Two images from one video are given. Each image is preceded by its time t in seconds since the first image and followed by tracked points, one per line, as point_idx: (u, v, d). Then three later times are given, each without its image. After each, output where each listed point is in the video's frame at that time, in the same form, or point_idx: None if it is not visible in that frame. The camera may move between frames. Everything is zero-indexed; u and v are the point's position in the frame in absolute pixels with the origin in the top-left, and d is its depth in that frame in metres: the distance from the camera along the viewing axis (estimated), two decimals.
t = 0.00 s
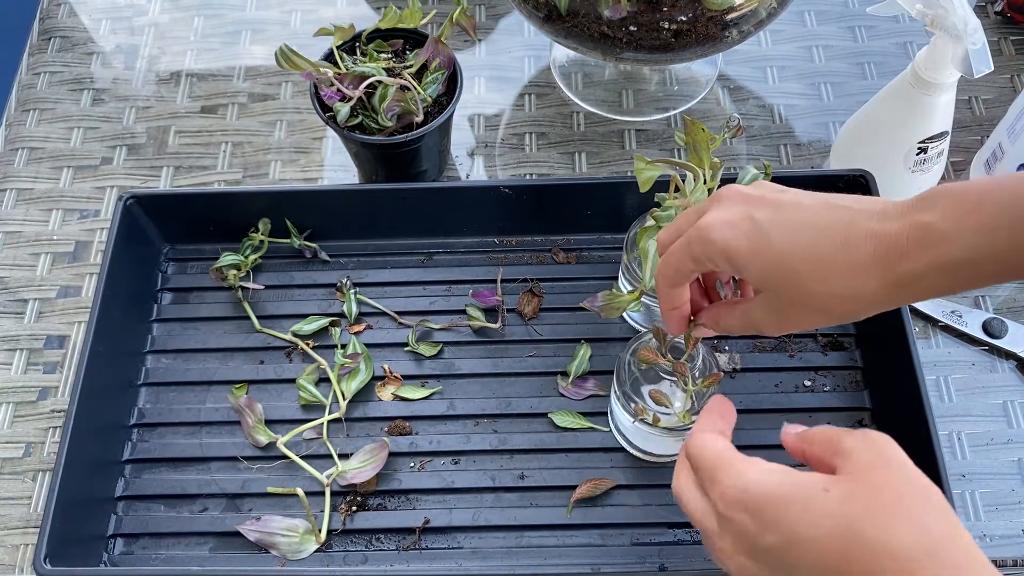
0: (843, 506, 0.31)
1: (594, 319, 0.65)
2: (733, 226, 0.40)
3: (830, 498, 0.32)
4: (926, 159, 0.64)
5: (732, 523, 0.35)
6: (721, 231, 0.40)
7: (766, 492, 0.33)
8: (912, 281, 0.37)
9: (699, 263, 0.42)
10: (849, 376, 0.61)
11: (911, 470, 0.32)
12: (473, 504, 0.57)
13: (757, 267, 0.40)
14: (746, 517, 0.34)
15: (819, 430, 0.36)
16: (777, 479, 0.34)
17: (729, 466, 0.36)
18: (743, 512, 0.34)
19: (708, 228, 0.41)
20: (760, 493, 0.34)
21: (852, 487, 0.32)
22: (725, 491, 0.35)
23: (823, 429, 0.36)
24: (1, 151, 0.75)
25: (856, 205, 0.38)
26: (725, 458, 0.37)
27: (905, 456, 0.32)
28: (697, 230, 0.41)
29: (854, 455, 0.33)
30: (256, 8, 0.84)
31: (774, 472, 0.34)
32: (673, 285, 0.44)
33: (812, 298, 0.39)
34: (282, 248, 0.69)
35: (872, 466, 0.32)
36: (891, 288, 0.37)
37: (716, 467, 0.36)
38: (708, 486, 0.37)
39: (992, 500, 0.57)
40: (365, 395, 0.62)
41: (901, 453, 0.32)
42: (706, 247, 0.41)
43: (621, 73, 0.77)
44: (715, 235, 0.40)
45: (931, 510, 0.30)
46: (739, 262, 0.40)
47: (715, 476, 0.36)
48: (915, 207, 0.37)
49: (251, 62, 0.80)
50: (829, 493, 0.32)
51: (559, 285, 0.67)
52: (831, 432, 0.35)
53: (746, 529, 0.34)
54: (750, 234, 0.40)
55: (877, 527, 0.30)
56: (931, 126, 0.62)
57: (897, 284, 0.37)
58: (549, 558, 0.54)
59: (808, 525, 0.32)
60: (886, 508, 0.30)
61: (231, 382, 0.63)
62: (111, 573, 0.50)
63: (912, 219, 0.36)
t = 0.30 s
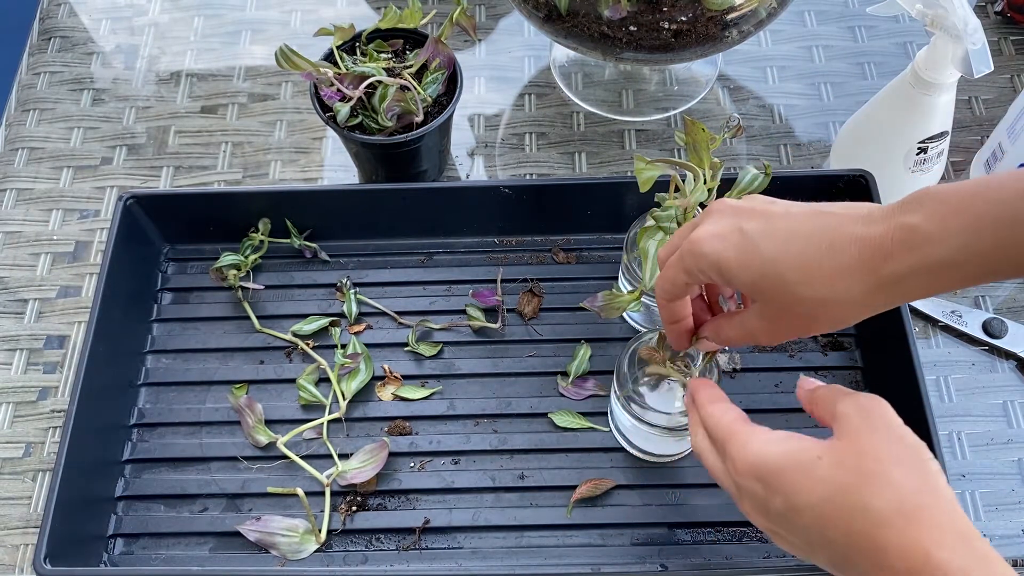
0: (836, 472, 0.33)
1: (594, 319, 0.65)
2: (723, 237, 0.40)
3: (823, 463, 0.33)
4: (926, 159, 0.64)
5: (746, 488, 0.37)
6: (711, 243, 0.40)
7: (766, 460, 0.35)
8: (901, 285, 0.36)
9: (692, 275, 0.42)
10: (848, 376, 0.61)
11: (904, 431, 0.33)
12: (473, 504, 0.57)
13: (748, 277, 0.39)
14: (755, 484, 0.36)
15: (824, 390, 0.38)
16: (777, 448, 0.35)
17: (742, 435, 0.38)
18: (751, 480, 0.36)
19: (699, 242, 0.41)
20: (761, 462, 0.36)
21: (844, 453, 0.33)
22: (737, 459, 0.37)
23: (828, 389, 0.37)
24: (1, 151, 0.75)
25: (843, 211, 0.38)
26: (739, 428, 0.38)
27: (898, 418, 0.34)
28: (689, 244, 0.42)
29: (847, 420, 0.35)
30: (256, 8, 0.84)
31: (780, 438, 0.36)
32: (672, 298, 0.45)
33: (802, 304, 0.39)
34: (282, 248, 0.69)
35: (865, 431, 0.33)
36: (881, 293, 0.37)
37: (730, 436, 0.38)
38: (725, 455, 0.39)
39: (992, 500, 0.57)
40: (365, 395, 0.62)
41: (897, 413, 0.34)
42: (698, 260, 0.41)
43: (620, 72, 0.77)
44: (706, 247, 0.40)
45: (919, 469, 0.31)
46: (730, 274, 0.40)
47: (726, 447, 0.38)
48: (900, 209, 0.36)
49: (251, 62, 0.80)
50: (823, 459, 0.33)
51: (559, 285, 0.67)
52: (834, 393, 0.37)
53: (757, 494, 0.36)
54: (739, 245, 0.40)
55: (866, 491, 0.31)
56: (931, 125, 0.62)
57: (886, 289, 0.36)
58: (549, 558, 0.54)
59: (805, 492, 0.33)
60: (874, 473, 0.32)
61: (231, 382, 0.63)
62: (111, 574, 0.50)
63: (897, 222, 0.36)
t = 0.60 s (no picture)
0: (836, 456, 0.33)
1: (594, 319, 0.65)
2: (729, 251, 0.40)
3: (824, 448, 0.33)
4: (926, 159, 0.64)
5: (747, 475, 0.37)
6: (718, 258, 0.40)
7: (769, 445, 0.36)
8: (904, 305, 0.36)
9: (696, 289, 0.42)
10: (848, 376, 0.61)
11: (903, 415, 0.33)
12: (473, 504, 0.57)
13: (753, 294, 0.39)
14: (757, 470, 0.36)
15: (826, 380, 0.38)
16: (779, 434, 0.36)
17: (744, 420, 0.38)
18: (753, 465, 0.36)
19: (705, 256, 0.40)
20: (764, 447, 0.36)
21: (846, 438, 0.33)
22: (738, 445, 0.37)
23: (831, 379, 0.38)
24: (1, 151, 0.75)
25: (847, 227, 0.38)
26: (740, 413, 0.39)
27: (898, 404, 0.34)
28: (696, 256, 0.41)
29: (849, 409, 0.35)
30: (256, 8, 0.84)
31: (783, 424, 0.37)
32: (678, 310, 0.45)
33: (806, 320, 0.39)
34: (282, 248, 0.69)
35: (866, 418, 0.34)
36: (884, 310, 0.37)
37: (732, 420, 0.39)
38: (726, 441, 0.39)
39: (992, 500, 0.57)
40: (366, 395, 0.62)
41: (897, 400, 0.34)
42: (703, 275, 0.41)
43: (621, 73, 0.77)
44: (711, 262, 0.40)
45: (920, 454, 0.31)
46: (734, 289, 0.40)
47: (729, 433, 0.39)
48: (904, 227, 0.36)
49: (251, 62, 0.80)
50: (823, 444, 0.34)
51: (559, 285, 0.67)
52: (837, 381, 0.37)
53: (759, 480, 0.36)
54: (744, 260, 0.39)
55: (869, 475, 0.31)
56: (931, 125, 0.62)
57: (890, 305, 0.36)
58: (549, 558, 0.54)
59: (806, 475, 0.33)
60: (874, 457, 0.32)
61: (231, 382, 0.63)
62: (111, 573, 0.50)
63: (900, 240, 0.36)
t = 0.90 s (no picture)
0: (864, 472, 0.32)
1: (594, 319, 0.65)
2: (751, 222, 0.39)
3: (850, 465, 0.33)
4: (927, 159, 0.64)
5: (767, 498, 0.36)
6: (740, 234, 0.39)
7: (790, 465, 0.35)
8: (949, 267, 0.34)
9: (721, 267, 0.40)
10: (848, 376, 0.61)
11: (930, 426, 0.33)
12: (473, 504, 0.57)
13: (779, 268, 0.38)
14: (778, 492, 0.35)
15: (841, 396, 0.38)
16: (799, 454, 0.35)
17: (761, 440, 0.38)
18: (773, 488, 0.36)
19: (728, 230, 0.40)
20: (785, 468, 0.35)
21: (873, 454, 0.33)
22: (756, 467, 0.37)
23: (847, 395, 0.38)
24: (1, 151, 0.75)
25: (879, 192, 0.36)
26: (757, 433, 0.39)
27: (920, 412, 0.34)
28: (717, 234, 0.40)
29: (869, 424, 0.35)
30: (256, 8, 0.84)
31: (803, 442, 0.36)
32: (681, 283, 0.44)
33: (840, 291, 0.37)
34: (282, 248, 0.69)
35: (888, 431, 0.34)
36: (924, 274, 0.35)
37: (749, 442, 0.38)
38: (741, 464, 0.38)
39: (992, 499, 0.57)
40: (366, 395, 0.62)
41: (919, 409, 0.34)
42: (728, 245, 0.40)
43: (621, 73, 0.78)
44: (733, 238, 0.39)
45: (954, 469, 0.31)
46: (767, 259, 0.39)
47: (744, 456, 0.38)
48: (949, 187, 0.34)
49: (251, 62, 0.80)
50: (849, 461, 0.33)
51: (559, 285, 0.67)
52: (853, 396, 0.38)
53: (780, 502, 0.35)
54: (768, 235, 0.38)
55: (901, 490, 0.31)
56: (931, 125, 0.62)
57: (930, 269, 0.35)
58: (549, 558, 0.54)
59: (833, 494, 0.33)
60: (905, 471, 0.32)
61: (231, 382, 0.63)
62: (110, 573, 0.50)
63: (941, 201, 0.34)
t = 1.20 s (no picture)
0: (944, 508, 0.34)
1: (594, 319, 0.65)
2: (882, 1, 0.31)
3: (927, 501, 0.34)
4: (926, 159, 0.64)
5: (826, 524, 0.38)
6: None
7: (858, 499, 0.36)
8: None
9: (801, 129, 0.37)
10: (849, 376, 0.61)
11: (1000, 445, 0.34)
12: (473, 504, 0.57)
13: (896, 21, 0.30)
14: (842, 523, 0.37)
15: (882, 405, 0.38)
16: (867, 486, 0.36)
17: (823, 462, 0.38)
18: (837, 518, 0.37)
19: None
20: (853, 502, 0.36)
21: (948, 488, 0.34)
22: (817, 498, 0.37)
23: (893, 406, 0.38)
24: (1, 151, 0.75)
25: None
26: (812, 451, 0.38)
27: (984, 428, 0.35)
28: None
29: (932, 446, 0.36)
30: (256, 8, 0.84)
31: (869, 467, 0.37)
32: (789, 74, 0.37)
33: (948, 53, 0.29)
34: (282, 248, 0.69)
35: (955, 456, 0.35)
36: None
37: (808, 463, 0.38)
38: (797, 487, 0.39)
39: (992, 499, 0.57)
40: (366, 395, 0.62)
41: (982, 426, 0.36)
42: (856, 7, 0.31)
43: (621, 73, 0.78)
44: None
45: None
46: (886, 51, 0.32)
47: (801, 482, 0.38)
48: None
49: (251, 62, 0.80)
50: (925, 497, 0.34)
51: (559, 285, 0.67)
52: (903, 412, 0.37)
53: (844, 530, 0.37)
54: None
55: (982, 527, 0.33)
56: (931, 125, 0.62)
57: None
58: (549, 558, 0.54)
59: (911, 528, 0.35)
60: (985, 508, 0.33)
61: (231, 382, 0.63)
62: (110, 573, 0.50)
63: None
